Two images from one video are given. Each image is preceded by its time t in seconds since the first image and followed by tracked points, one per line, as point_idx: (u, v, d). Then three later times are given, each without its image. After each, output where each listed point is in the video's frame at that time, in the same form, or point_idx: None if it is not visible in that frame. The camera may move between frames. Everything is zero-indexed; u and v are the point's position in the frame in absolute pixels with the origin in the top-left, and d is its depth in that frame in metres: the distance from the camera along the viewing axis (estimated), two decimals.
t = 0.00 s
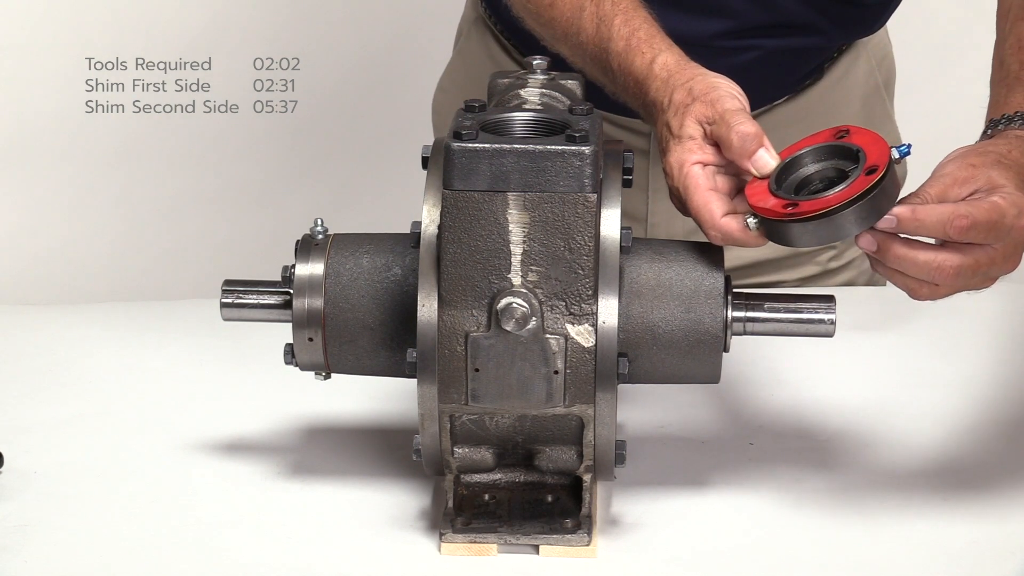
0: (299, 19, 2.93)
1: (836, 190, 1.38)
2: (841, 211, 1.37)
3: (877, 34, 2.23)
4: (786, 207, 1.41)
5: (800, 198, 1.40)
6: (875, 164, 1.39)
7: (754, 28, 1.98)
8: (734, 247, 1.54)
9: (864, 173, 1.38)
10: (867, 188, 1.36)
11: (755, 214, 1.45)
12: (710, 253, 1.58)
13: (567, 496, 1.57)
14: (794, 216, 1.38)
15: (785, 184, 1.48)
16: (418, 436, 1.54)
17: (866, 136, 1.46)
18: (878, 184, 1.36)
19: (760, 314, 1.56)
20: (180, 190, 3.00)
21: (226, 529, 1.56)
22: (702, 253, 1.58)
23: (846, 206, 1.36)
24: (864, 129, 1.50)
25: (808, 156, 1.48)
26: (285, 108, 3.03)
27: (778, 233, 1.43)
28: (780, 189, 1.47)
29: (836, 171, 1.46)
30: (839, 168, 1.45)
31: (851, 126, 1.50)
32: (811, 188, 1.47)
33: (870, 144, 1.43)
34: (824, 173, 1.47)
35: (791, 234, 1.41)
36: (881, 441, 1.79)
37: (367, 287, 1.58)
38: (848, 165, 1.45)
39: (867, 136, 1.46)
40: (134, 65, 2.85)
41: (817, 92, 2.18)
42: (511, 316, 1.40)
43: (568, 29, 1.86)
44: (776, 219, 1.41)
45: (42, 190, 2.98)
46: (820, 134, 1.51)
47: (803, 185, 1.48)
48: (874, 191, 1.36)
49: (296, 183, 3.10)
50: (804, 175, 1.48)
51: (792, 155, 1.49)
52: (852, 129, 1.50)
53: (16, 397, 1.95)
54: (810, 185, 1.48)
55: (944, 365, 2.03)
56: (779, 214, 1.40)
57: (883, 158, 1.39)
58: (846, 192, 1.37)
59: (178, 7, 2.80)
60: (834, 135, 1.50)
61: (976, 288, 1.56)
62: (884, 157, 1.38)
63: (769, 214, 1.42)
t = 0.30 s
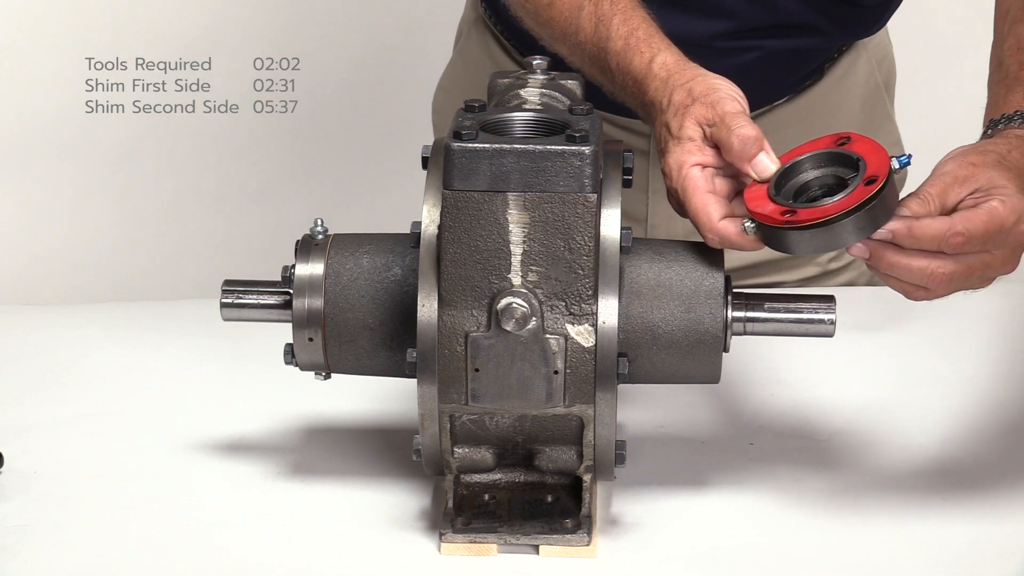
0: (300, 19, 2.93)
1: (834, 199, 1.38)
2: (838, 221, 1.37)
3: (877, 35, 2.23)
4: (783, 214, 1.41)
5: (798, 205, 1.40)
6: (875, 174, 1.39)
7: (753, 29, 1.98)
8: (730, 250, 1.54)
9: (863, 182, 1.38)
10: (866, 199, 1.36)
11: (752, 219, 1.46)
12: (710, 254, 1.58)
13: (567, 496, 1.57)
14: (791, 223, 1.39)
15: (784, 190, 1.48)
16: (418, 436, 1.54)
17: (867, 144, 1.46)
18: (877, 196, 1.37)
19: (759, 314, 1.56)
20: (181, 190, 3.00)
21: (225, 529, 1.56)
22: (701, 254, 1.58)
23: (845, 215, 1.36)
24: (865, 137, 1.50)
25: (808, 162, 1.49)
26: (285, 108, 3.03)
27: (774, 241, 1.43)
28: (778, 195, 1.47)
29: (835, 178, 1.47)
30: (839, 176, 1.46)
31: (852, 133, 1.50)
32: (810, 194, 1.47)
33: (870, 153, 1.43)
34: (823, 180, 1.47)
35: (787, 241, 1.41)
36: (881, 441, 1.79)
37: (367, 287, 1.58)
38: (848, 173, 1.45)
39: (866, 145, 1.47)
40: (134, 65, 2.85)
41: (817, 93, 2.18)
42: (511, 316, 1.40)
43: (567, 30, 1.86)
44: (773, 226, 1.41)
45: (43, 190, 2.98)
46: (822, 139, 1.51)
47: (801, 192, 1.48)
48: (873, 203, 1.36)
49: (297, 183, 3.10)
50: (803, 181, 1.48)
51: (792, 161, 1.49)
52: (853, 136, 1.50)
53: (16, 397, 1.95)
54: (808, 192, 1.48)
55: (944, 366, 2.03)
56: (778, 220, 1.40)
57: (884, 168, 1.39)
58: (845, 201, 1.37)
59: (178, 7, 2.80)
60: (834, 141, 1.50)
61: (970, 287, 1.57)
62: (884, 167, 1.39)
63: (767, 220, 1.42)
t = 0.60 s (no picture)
0: (299, 19, 2.93)
1: (833, 218, 1.39)
2: (836, 239, 1.38)
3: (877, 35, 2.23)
4: (782, 227, 1.42)
5: (797, 221, 1.41)
6: (875, 195, 1.40)
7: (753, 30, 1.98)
8: (724, 259, 1.54)
9: (863, 202, 1.39)
10: (866, 219, 1.37)
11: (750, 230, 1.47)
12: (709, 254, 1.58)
13: (567, 496, 1.57)
14: (790, 238, 1.39)
15: (783, 205, 1.48)
16: (418, 436, 1.54)
17: (868, 163, 1.46)
18: (875, 218, 1.38)
19: (759, 314, 1.56)
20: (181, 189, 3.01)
21: (225, 529, 1.56)
22: (700, 253, 1.58)
23: (843, 234, 1.37)
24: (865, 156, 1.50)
25: (808, 178, 1.49)
26: (285, 108, 3.03)
27: (770, 252, 1.43)
28: (777, 209, 1.47)
29: (834, 197, 1.46)
30: (838, 194, 1.46)
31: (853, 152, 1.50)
32: (808, 210, 1.47)
33: (871, 173, 1.44)
34: (822, 197, 1.47)
35: (783, 255, 1.41)
36: (882, 441, 1.79)
37: (366, 287, 1.58)
38: (848, 192, 1.45)
39: (868, 164, 1.47)
40: (134, 65, 2.85)
41: (817, 93, 2.18)
42: (511, 316, 1.40)
43: (567, 34, 1.86)
44: (771, 240, 1.41)
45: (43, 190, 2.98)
46: (823, 156, 1.51)
47: (800, 207, 1.48)
48: (871, 223, 1.37)
49: (297, 182, 3.10)
50: (803, 196, 1.48)
51: (793, 176, 1.49)
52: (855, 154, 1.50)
53: (16, 397, 1.95)
54: (806, 208, 1.48)
55: (943, 366, 2.03)
56: (776, 233, 1.41)
57: (886, 190, 1.40)
58: (844, 220, 1.37)
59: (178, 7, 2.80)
60: (835, 158, 1.50)
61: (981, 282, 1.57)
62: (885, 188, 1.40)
63: (764, 233, 1.42)
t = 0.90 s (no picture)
0: (299, 19, 2.93)
1: (830, 220, 1.39)
2: (833, 242, 1.38)
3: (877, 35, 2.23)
4: (779, 229, 1.42)
5: (795, 223, 1.41)
6: (874, 200, 1.41)
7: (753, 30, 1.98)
8: (724, 258, 1.54)
9: (861, 206, 1.40)
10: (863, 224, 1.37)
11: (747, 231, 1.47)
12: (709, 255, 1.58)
13: (567, 496, 1.57)
14: (786, 241, 1.39)
15: (781, 207, 1.48)
16: (417, 436, 1.54)
17: (867, 167, 1.47)
18: (875, 222, 1.39)
19: (758, 314, 1.56)
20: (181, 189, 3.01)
21: (225, 529, 1.56)
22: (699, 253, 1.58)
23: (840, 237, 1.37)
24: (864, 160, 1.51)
25: (808, 180, 1.49)
26: (285, 108, 3.03)
27: (766, 253, 1.44)
28: (775, 210, 1.47)
29: (832, 200, 1.47)
30: (837, 197, 1.46)
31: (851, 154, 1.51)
32: (806, 212, 1.47)
33: (870, 177, 1.45)
34: (821, 199, 1.47)
35: (781, 257, 1.42)
36: (882, 442, 1.79)
37: (366, 287, 1.58)
38: (847, 195, 1.45)
39: (866, 168, 1.47)
40: (134, 65, 2.85)
41: (818, 93, 2.18)
42: (511, 316, 1.40)
43: (568, 34, 1.86)
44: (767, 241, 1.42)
45: (43, 190, 2.99)
46: (823, 158, 1.52)
47: (798, 209, 1.48)
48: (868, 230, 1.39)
49: (297, 183, 3.10)
50: (801, 199, 1.48)
51: (792, 177, 1.49)
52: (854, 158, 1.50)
53: (16, 397, 1.95)
54: (804, 210, 1.48)
55: (943, 366, 2.03)
56: (773, 235, 1.41)
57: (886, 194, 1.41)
58: (842, 223, 1.38)
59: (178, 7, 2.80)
60: (835, 161, 1.50)
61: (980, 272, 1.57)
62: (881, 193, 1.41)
63: (758, 232, 1.43)
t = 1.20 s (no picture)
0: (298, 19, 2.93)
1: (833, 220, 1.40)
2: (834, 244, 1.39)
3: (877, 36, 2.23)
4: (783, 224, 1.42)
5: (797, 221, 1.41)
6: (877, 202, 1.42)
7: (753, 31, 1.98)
8: (724, 257, 1.55)
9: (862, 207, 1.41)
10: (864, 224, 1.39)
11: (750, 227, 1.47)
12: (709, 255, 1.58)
13: (567, 496, 1.57)
14: (789, 233, 1.39)
15: (785, 209, 1.47)
16: (418, 436, 1.54)
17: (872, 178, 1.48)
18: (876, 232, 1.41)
19: (758, 314, 1.56)
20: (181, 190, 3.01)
21: (224, 529, 1.56)
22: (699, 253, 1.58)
23: (840, 235, 1.38)
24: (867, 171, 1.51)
25: (812, 185, 1.48)
26: (285, 108, 3.03)
27: (768, 252, 1.44)
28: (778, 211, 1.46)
29: (835, 205, 1.46)
30: (840, 203, 1.45)
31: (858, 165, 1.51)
32: (809, 215, 1.46)
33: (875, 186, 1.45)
34: (824, 205, 1.46)
35: (782, 258, 1.42)
36: (882, 442, 1.79)
37: (367, 287, 1.58)
38: (851, 202, 1.45)
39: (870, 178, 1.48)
40: (133, 65, 2.86)
41: (818, 93, 2.18)
42: (511, 316, 1.40)
43: (571, 35, 1.85)
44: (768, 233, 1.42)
45: (43, 190, 2.99)
46: (827, 166, 1.51)
47: (802, 212, 1.46)
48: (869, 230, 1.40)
49: (297, 183, 3.10)
50: (805, 203, 1.47)
51: (797, 181, 1.49)
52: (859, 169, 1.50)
53: (15, 397, 1.95)
54: (807, 212, 1.46)
55: (944, 367, 2.03)
56: (776, 229, 1.41)
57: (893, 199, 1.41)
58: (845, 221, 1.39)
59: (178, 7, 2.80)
60: (840, 169, 1.50)
61: (983, 271, 1.57)
62: (886, 199, 1.41)
63: (760, 225, 1.43)
